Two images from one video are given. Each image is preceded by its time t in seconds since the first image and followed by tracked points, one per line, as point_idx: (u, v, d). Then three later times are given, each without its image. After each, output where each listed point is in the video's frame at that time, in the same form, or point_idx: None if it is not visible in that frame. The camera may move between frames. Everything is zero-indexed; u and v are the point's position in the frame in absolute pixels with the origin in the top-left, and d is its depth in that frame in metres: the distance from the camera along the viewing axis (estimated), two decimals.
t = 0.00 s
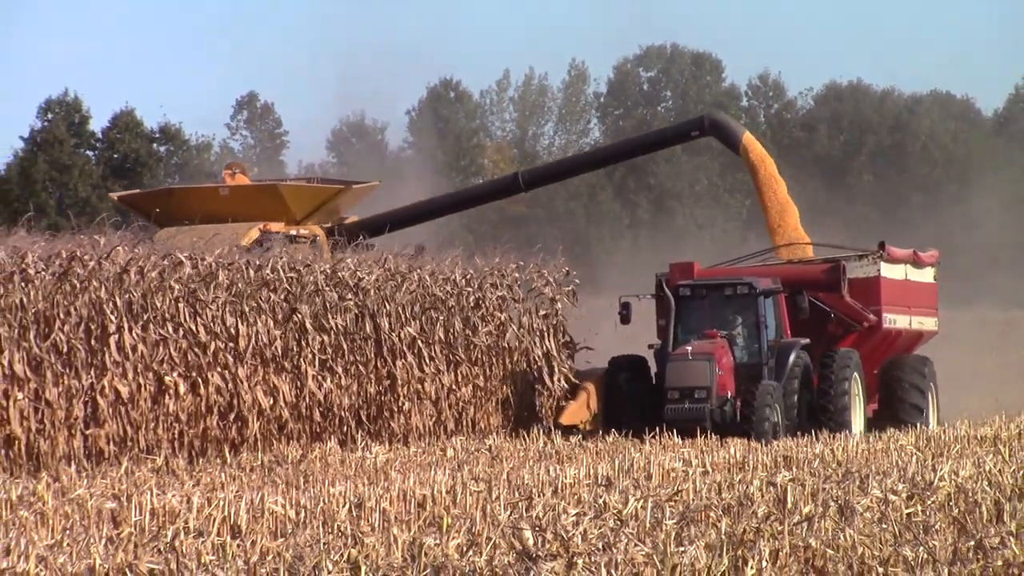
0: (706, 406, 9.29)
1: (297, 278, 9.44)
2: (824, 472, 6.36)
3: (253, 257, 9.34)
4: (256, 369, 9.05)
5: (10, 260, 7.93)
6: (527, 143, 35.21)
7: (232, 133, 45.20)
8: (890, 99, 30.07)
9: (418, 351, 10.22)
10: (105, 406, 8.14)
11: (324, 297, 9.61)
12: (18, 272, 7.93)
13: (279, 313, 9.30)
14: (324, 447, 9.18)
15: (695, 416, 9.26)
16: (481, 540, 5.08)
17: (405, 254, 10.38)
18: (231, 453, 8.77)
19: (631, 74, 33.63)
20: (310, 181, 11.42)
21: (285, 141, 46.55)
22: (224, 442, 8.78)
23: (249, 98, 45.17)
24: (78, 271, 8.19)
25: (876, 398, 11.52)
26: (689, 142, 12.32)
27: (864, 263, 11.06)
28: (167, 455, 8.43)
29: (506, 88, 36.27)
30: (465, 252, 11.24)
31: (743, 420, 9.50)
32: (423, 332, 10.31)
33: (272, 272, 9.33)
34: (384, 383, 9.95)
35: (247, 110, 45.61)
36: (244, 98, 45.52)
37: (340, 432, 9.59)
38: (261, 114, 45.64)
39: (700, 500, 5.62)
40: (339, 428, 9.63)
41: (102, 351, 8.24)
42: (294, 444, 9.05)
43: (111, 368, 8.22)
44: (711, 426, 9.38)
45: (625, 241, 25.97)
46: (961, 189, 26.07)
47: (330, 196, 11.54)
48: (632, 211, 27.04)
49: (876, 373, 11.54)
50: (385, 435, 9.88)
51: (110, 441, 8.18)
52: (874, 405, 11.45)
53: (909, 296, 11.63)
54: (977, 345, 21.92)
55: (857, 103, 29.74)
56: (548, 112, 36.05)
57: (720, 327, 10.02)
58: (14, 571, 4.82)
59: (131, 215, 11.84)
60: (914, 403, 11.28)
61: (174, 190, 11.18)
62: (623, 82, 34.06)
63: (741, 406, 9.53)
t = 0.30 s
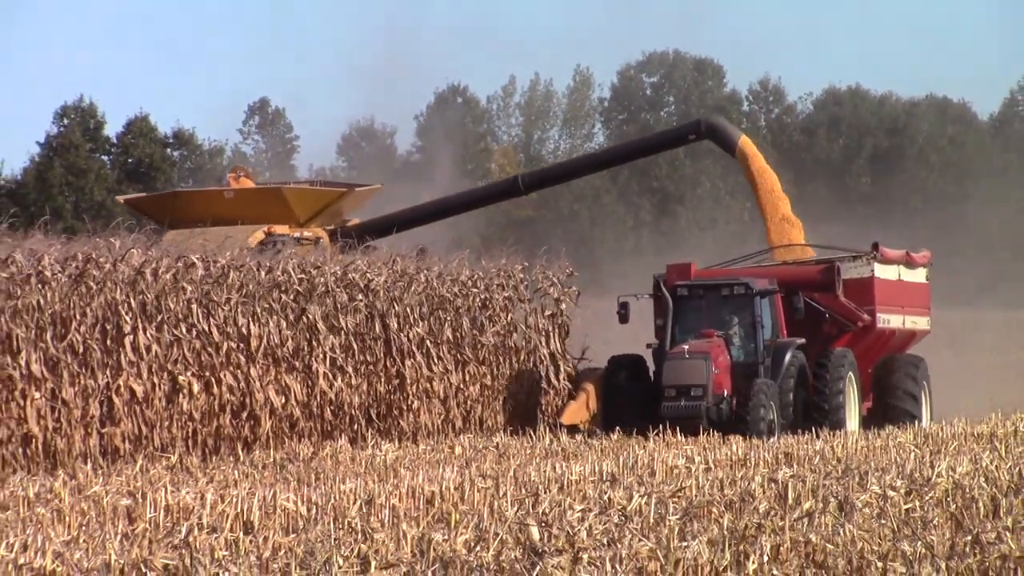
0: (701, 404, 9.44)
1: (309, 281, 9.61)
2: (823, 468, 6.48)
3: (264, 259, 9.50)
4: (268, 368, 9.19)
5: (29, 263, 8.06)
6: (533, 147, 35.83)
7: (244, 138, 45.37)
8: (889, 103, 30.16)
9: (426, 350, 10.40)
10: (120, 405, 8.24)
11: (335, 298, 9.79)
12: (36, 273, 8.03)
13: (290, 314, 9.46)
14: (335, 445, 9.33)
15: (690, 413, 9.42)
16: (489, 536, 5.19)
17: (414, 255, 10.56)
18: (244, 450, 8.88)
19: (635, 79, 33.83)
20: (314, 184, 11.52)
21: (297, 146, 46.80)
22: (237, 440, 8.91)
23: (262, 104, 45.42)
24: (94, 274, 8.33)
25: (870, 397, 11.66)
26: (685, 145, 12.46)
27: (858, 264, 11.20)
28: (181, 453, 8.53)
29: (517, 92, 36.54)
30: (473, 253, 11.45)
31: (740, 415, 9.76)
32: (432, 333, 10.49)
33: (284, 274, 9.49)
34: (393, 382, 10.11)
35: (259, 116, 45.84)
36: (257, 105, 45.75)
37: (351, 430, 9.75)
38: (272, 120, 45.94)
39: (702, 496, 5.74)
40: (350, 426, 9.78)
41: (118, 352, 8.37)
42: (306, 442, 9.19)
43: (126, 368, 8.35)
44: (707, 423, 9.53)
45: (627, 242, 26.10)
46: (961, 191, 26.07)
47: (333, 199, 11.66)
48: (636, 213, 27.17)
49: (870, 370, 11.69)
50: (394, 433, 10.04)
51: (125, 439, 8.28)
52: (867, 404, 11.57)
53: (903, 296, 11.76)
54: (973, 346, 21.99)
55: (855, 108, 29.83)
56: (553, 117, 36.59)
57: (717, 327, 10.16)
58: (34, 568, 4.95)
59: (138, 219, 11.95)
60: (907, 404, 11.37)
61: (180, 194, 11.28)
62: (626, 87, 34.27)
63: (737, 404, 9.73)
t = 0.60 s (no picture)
0: (701, 402, 9.55)
1: (322, 281, 9.79)
2: (827, 466, 6.59)
3: (279, 260, 9.66)
4: (282, 368, 9.36)
5: (49, 264, 8.17)
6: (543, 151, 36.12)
7: (260, 140, 45.61)
8: (891, 108, 30.26)
9: (438, 350, 10.62)
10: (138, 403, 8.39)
11: (348, 299, 9.98)
12: (55, 274, 8.15)
13: (304, 314, 9.63)
14: (347, 442, 9.51)
15: (689, 411, 9.53)
16: (499, 531, 5.31)
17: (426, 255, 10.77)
18: (259, 447, 9.06)
19: (641, 83, 33.99)
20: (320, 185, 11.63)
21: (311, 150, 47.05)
22: (252, 437, 9.07)
23: (277, 109, 45.62)
24: (113, 275, 8.44)
25: (868, 396, 11.77)
26: (686, 147, 12.55)
27: (856, 265, 11.33)
28: (197, 450, 8.71)
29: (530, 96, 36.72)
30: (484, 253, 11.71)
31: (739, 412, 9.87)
32: (443, 332, 10.69)
33: (297, 274, 9.66)
34: (405, 380, 10.31)
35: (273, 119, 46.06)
36: (272, 109, 46.01)
37: (363, 428, 9.91)
38: (285, 123, 46.24)
39: (708, 492, 5.85)
40: (362, 424, 9.96)
41: (135, 351, 8.50)
42: (319, 439, 9.38)
43: (144, 367, 8.48)
44: (706, 422, 9.64)
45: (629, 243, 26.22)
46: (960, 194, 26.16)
47: (340, 200, 11.77)
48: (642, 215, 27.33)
49: (868, 369, 11.84)
50: (406, 431, 10.24)
51: (143, 437, 8.42)
52: (865, 402, 11.69)
53: (899, 297, 11.89)
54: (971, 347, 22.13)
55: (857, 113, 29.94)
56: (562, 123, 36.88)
57: (718, 327, 10.28)
58: (54, 563, 5.08)
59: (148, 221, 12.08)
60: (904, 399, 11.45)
61: (189, 195, 11.39)
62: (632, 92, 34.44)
63: (735, 403, 9.85)
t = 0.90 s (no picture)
0: (700, 401, 9.68)
1: (336, 283, 10.16)
2: (829, 463, 6.72)
3: (293, 261, 10.04)
4: (296, 367, 9.70)
5: (70, 265, 8.50)
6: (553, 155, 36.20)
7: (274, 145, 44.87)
8: (894, 112, 30.37)
9: (449, 349, 10.88)
10: (156, 402, 8.70)
11: (362, 299, 10.34)
12: (75, 275, 8.48)
13: (318, 314, 10.00)
14: (361, 439, 9.86)
15: (689, 410, 9.66)
16: (509, 528, 5.43)
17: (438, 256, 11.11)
18: (275, 445, 9.39)
19: (649, 89, 34.15)
20: (327, 188, 11.74)
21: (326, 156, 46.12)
22: (268, 435, 9.40)
23: (291, 113, 45.20)
24: (131, 276, 8.79)
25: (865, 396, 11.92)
26: (686, 148, 12.73)
27: (854, 267, 11.46)
28: (214, 447, 9.01)
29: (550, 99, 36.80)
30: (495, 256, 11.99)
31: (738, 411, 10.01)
32: (454, 332, 10.97)
33: (310, 276, 10.02)
34: (418, 379, 10.62)
35: (288, 124, 45.61)
36: (287, 113, 45.55)
37: (376, 426, 10.25)
38: (302, 128, 45.34)
39: (713, 489, 5.98)
40: (375, 422, 10.29)
41: (153, 350, 8.83)
42: (333, 436, 9.72)
43: (161, 366, 8.81)
44: (706, 421, 9.77)
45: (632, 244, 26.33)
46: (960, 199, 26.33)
47: (346, 202, 11.87)
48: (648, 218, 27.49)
49: (865, 370, 11.99)
50: (418, 429, 10.54)
51: (161, 434, 8.73)
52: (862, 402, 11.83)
53: (897, 298, 12.04)
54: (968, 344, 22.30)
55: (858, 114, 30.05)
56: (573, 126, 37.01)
57: (718, 327, 10.41)
58: (73, 558, 5.22)
59: (158, 222, 12.22)
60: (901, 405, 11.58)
61: (197, 198, 11.53)
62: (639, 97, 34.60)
63: (735, 403, 9.98)
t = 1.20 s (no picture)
0: (700, 400, 9.83)
1: (350, 285, 10.41)
2: (833, 460, 6.83)
3: (306, 263, 10.27)
4: (310, 366, 9.95)
5: (88, 267, 8.68)
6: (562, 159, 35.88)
7: (289, 150, 44.91)
8: (896, 117, 30.51)
9: (460, 349, 11.12)
10: (173, 401, 8.90)
11: (375, 300, 10.61)
12: (95, 277, 8.66)
13: (331, 315, 10.25)
14: (375, 437, 10.14)
15: (689, 409, 9.80)
16: (519, 524, 5.54)
17: (449, 259, 11.39)
18: (290, 443, 9.64)
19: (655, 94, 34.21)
20: (333, 190, 11.84)
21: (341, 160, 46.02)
22: (283, 433, 9.65)
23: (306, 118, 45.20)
24: (149, 278, 8.97)
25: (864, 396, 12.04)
26: (686, 150, 12.86)
27: (853, 268, 11.60)
28: (231, 445, 9.25)
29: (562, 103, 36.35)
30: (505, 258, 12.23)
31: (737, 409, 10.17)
32: (465, 332, 11.21)
33: (324, 277, 10.26)
34: (429, 379, 10.89)
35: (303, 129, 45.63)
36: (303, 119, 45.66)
37: (389, 424, 10.52)
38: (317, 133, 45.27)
39: (720, 486, 6.09)
40: (388, 420, 10.57)
41: (171, 351, 9.04)
42: (347, 434, 9.99)
43: (178, 366, 9.01)
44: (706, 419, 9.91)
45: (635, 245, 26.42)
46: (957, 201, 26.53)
47: (352, 203, 11.98)
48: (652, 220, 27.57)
49: (863, 370, 12.08)
50: (430, 427, 10.81)
51: (178, 433, 8.93)
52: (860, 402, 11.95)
53: (895, 300, 12.17)
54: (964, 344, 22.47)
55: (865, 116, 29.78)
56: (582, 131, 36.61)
57: (717, 327, 10.55)
58: (93, 554, 5.36)
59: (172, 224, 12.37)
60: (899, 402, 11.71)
61: (206, 200, 11.65)
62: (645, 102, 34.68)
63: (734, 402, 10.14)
